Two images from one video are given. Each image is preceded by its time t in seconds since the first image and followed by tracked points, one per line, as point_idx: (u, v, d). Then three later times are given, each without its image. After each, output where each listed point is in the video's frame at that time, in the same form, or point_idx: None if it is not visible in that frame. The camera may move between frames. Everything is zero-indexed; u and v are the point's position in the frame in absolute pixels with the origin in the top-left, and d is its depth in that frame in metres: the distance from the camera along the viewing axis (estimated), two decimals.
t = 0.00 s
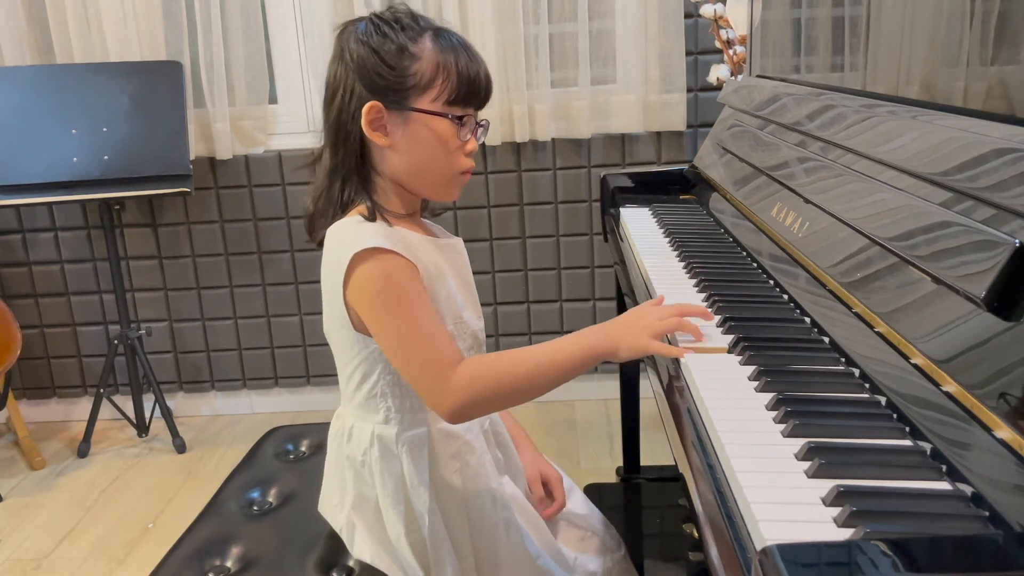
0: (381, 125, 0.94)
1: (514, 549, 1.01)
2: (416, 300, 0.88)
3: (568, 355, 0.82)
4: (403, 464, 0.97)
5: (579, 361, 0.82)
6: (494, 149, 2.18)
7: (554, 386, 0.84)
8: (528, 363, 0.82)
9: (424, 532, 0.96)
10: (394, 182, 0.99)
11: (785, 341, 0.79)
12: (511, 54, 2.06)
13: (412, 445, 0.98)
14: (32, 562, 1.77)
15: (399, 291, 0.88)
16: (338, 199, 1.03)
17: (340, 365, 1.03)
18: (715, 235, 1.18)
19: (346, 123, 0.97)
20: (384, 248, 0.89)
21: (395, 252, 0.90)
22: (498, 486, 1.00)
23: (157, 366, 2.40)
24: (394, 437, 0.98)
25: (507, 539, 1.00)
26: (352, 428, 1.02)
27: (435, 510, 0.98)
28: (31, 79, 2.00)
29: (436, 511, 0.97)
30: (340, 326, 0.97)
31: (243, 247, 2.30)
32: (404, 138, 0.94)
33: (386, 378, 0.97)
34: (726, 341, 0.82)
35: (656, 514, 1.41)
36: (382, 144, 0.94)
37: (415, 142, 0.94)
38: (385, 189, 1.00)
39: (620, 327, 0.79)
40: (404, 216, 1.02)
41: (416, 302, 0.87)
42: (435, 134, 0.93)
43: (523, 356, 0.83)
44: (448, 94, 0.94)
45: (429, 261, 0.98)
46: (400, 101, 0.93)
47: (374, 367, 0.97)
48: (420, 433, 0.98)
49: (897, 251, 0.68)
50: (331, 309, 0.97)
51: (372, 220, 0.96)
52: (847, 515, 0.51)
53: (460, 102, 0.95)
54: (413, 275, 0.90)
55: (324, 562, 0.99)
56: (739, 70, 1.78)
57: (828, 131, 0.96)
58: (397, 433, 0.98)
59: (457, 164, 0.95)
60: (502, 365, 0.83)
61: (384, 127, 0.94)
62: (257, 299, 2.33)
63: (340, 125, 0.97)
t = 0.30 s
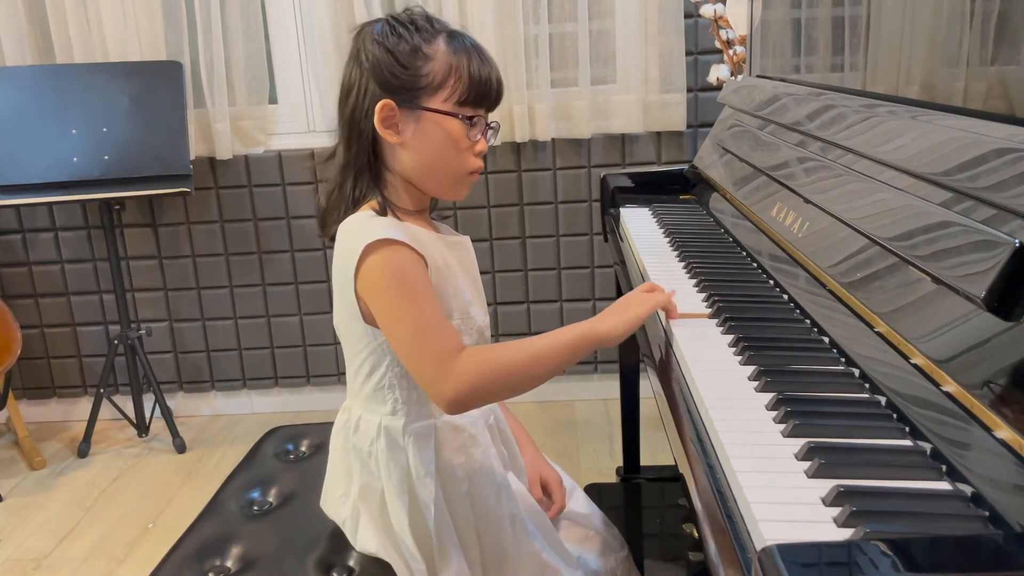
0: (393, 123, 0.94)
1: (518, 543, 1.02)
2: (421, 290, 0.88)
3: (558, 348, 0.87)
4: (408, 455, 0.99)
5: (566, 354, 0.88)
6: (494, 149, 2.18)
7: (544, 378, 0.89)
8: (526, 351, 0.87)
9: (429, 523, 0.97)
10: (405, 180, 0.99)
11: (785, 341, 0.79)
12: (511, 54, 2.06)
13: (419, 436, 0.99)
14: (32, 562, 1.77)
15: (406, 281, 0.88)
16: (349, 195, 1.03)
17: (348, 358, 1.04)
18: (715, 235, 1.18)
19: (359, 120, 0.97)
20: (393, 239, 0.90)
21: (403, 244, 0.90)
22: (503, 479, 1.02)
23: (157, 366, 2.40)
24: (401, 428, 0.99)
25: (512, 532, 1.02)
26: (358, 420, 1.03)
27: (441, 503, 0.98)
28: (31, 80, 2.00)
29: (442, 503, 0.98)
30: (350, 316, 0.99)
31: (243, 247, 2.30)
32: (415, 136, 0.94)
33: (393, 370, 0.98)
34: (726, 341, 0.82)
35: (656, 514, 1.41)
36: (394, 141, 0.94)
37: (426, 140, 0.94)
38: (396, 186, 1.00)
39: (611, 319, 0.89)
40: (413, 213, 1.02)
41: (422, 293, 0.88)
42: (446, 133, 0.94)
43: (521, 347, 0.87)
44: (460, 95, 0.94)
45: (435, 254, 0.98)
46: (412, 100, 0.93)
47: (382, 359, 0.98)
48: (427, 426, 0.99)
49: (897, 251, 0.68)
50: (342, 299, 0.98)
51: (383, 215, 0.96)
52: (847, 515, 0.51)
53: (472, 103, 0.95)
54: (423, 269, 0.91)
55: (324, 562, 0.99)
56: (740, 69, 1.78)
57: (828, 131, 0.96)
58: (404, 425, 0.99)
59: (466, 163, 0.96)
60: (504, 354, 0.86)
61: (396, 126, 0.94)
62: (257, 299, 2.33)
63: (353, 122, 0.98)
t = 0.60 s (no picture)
0: (395, 123, 0.94)
1: (522, 537, 1.03)
2: (429, 285, 0.88)
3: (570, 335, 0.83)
4: (413, 449, 0.99)
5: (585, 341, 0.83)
6: (494, 149, 2.18)
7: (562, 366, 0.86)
8: (533, 342, 0.84)
9: (434, 516, 0.97)
10: (407, 179, 0.99)
11: (786, 341, 0.79)
12: (511, 55, 2.06)
13: (424, 428, 1.00)
14: (32, 562, 1.77)
15: (412, 276, 0.89)
16: (351, 194, 1.03)
17: (352, 354, 1.05)
18: (715, 235, 1.18)
19: (361, 120, 0.96)
20: (399, 236, 0.90)
21: (408, 241, 0.91)
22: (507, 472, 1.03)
23: (157, 366, 2.40)
24: (406, 421, 1.00)
25: (517, 524, 1.03)
26: (362, 415, 1.03)
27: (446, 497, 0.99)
28: (31, 80, 2.00)
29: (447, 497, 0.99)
30: (354, 312, 0.99)
31: (244, 248, 2.30)
32: (417, 137, 0.94)
33: (399, 364, 0.99)
34: (726, 340, 0.82)
35: (656, 514, 1.42)
36: (396, 141, 0.94)
37: (428, 140, 0.94)
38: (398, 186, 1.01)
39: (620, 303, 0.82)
40: (414, 211, 1.03)
41: (429, 288, 0.88)
42: (448, 134, 0.94)
43: (530, 338, 0.84)
44: (462, 96, 0.94)
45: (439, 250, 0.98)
46: (415, 101, 0.93)
47: (388, 353, 0.99)
48: (432, 418, 1.00)
49: (897, 251, 0.68)
50: (347, 294, 0.98)
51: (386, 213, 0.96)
52: (846, 515, 0.51)
53: (474, 104, 0.95)
54: (429, 264, 0.91)
55: (324, 562, 1.00)
56: (740, 70, 1.78)
57: (828, 131, 0.96)
58: (409, 418, 1.00)
59: (468, 163, 0.96)
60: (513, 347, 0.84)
61: (398, 126, 0.94)
62: (257, 299, 2.33)
63: (356, 122, 0.97)
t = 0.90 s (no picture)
0: (395, 125, 0.94)
1: (524, 532, 1.03)
2: (430, 282, 0.89)
3: (567, 329, 0.85)
4: (415, 447, 1.00)
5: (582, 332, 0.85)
6: (494, 149, 2.18)
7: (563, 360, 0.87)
8: (534, 337, 0.85)
9: (436, 513, 0.98)
10: (405, 180, 0.99)
11: (786, 341, 0.79)
12: (511, 55, 2.06)
13: (424, 425, 1.00)
14: (32, 562, 1.77)
15: (412, 274, 0.90)
16: (349, 193, 1.03)
17: (352, 353, 1.05)
18: (715, 235, 1.18)
19: (361, 121, 0.96)
20: (398, 235, 0.91)
21: (407, 239, 0.92)
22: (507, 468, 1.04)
23: (157, 365, 2.40)
24: (407, 419, 1.00)
25: (519, 520, 1.03)
26: (363, 414, 1.04)
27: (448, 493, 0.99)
28: (31, 80, 2.00)
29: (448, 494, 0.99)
30: (354, 312, 1.00)
31: (244, 247, 2.30)
32: (416, 139, 0.94)
33: (400, 362, 1.00)
34: (726, 341, 0.82)
35: (656, 514, 1.42)
36: (395, 143, 0.94)
37: (427, 143, 0.94)
38: (395, 186, 1.01)
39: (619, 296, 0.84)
40: (412, 211, 1.03)
41: (430, 285, 0.89)
42: (447, 137, 0.94)
43: (531, 332, 0.85)
44: (462, 99, 0.94)
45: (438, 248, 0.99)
46: (415, 103, 0.93)
47: (388, 351, 1.00)
48: (433, 416, 1.01)
49: (897, 251, 0.68)
50: (346, 294, 0.99)
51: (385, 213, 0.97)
52: (846, 515, 0.51)
53: (473, 107, 0.96)
54: (425, 258, 0.92)
55: (324, 562, 1.00)
56: (740, 70, 1.78)
57: (828, 131, 0.96)
58: (410, 416, 1.00)
59: (466, 166, 0.96)
60: (516, 341, 0.85)
61: (398, 128, 0.94)
62: (257, 298, 2.33)
63: (355, 123, 0.97)
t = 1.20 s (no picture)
0: (384, 130, 0.94)
1: (523, 528, 1.02)
2: (431, 277, 0.92)
3: (587, 305, 0.91)
4: (413, 447, 0.99)
5: (601, 310, 0.91)
6: (494, 149, 2.18)
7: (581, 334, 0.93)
8: (556, 313, 0.91)
9: (436, 510, 0.97)
10: (396, 182, 1.00)
11: (786, 341, 0.79)
12: (512, 55, 2.06)
13: (423, 423, 1.00)
14: (32, 562, 1.77)
15: (412, 272, 0.91)
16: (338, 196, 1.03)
17: (349, 353, 1.05)
18: (715, 234, 1.18)
19: (349, 125, 0.96)
20: (390, 237, 0.93)
21: (399, 241, 0.93)
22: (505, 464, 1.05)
23: (157, 365, 2.40)
24: (405, 418, 1.00)
25: (519, 516, 1.02)
26: (361, 414, 1.04)
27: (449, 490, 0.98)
28: (31, 79, 2.00)
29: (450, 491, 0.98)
30: (352, 313, 1.00)
31: (243, 248, 2.30)
32: (406, 143, 0.95)
33: (398, 359, 1.00)
34: (726, 340, 0.82)
35: (656, 514, 1.42)
36: (385, 148, 0.95)
37: (417, 146, 0.95)
38: (386, 188, 1.01)
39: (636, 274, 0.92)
40: (403, 212, 1.04)
41: (433, 279, 0.91)
42: (437, 140, 0.95)
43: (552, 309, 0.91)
44: (450, 101, 0.95)
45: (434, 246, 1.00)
46: (404, 108, 0.93)
47: (387, 349, 1.00)
48: (431, 414, 1.01)
49: (897, 251, 0.68)
50: (341, 297, 1.00)
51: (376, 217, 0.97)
52: (846, 515, 0.51)
53: (461, 108, 0.96)
54: (421, 253, 0.93)
55: (324, 562, 1.00)
56: (740, 70, 1.78)
57: (828, 131, 0.96)
58: (408, 414, 1.00)
59: (456, 167, 0.97)
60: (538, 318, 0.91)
61: (387, 133, 0.94)
62: (257, 299, 2.33)
63: (343, 127, 0.97)
